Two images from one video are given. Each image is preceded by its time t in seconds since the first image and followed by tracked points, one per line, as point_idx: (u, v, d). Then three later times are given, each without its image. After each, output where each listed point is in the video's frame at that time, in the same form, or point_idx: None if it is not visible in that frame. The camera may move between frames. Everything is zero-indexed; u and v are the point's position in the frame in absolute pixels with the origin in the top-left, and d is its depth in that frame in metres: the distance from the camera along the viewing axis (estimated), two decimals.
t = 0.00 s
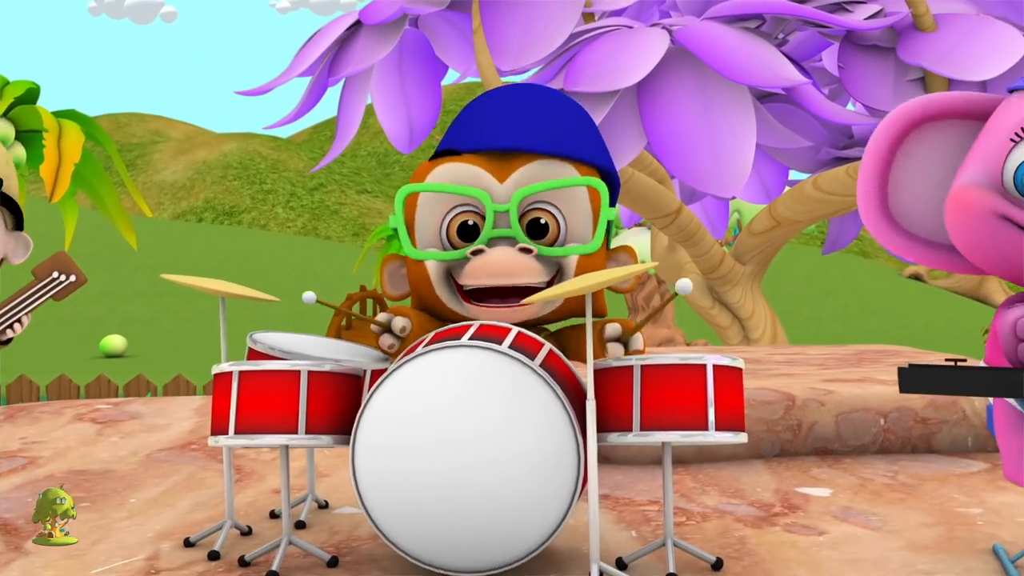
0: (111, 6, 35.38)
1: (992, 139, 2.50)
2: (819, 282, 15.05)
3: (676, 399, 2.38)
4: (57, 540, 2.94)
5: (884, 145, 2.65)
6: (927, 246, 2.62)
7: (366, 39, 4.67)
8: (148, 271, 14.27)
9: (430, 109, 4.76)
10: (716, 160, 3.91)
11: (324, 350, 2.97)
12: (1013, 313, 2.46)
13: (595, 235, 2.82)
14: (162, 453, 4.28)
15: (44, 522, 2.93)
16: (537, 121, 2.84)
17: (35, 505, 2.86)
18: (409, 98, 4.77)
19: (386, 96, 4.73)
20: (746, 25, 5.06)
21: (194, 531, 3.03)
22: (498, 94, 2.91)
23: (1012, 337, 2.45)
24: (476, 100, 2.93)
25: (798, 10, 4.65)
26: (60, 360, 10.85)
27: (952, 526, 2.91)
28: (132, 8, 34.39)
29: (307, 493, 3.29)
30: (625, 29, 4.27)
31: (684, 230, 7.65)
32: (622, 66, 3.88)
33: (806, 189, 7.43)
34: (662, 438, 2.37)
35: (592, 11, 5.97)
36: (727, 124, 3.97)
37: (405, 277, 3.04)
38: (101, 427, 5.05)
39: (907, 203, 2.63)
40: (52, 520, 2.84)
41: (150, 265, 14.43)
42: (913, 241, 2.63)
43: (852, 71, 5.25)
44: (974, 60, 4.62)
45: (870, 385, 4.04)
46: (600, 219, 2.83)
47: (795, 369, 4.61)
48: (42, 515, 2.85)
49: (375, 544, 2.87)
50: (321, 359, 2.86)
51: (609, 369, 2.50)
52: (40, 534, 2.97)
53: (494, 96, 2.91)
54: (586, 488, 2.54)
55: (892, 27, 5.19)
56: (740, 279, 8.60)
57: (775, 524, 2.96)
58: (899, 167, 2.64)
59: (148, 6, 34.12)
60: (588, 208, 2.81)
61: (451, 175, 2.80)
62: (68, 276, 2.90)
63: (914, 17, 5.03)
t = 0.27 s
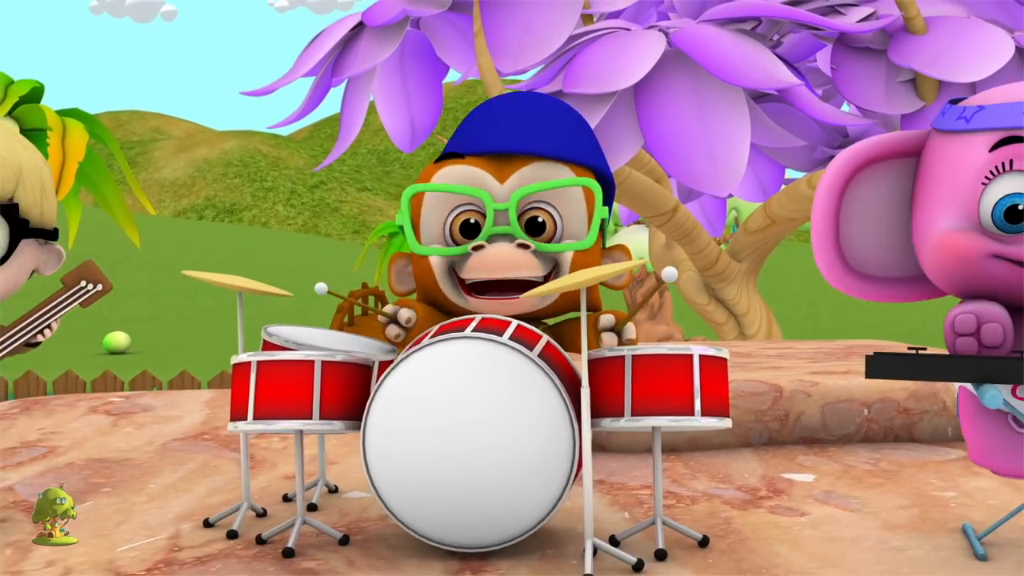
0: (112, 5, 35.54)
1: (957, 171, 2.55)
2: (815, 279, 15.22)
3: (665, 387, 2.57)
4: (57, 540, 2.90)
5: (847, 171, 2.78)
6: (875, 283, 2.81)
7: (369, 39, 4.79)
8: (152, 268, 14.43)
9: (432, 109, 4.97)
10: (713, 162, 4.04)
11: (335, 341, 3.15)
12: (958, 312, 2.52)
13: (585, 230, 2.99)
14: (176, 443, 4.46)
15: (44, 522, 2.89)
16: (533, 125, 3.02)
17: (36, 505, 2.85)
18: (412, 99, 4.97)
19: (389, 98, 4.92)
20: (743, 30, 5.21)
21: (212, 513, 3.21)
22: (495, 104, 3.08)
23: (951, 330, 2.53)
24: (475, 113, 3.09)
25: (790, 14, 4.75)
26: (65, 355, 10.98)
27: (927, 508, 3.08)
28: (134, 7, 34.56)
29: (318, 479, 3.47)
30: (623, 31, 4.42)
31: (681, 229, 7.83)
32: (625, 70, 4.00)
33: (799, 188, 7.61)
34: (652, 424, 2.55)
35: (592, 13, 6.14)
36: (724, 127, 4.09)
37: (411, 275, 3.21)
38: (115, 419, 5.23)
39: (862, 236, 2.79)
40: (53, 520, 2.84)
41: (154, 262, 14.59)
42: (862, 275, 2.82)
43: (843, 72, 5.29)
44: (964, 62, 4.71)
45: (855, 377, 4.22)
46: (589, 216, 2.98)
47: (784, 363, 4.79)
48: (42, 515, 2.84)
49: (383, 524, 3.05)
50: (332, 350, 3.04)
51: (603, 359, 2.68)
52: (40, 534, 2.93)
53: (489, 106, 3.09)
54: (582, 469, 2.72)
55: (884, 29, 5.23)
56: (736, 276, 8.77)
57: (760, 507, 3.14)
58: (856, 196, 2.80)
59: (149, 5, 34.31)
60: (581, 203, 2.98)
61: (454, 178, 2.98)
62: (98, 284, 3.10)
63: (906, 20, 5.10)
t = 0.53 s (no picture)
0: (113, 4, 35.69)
1: (934, 172, 2.63)
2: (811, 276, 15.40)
3: (655, 375, 2.75)
4: (57, 540, 2.91)
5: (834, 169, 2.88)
6: (851, 270, 2.94)
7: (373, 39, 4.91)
8: (155, 266, 14.59)
9: (433, 108, 5.14)
10: (707, 159, 4.13)
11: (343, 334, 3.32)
12: (928, 305, 2.65)
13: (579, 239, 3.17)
14: (190, 433, 4.65)
15: (43, 522, 2.90)
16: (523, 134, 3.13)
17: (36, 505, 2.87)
18: (414, 98, 5.12)
19: (392, 97, 5.06)
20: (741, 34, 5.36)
21: (229, 497, 3.39)
22: (480, 103, 3.18)
23: (922, 323, 2.66)
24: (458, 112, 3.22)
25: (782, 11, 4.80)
26: (71, 352, 11.13)
27: (903, 491, 3.27)
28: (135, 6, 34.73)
29: (328, 465, 3.65)
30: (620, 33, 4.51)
31: (678, 227, 7.99)
32: (620, 72, 4.10)
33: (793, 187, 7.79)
34: (642, 410, 2.73)
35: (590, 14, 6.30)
36: (717, 126, 4.17)
37: (411, 273, 3.39)
38: (128, 411, 5.41)
39: (845, 227, 2.91)
40: (53, 520, 2.86)
41: (157, 259, 14.75)
42: (839, 262, 2.94)
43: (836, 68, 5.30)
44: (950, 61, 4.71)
45: (841, 370, 4.40)
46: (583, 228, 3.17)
47: (774, 356, 4.97)
48: (42, 515, 2.86)
49: (391, 507, 3.24)
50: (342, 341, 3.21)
51: (597, 350, 2.86)
52: (41, 535, 2.94)
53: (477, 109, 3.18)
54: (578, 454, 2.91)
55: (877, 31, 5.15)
56: (732, 273, 8.95)
57: (746, 491, 3.32)
58: (838, 191, 2.90)
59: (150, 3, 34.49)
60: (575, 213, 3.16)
61: (450, 195, 3.12)
62: (120, 263, 3.18)
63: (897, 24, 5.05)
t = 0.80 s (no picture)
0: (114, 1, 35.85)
1: (915, 167, 2.75)
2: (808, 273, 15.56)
3: (647, 367, 2.90)
4: (57, 540, 2.87)
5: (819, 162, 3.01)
6: (833, 259, 3.05)
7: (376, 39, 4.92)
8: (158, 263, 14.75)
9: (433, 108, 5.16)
10: (703, 159, 4.00)
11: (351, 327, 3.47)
12: (906, 298, 2.78)
13: (572, 242, 3.32)
14: (200, 425, 4.80)
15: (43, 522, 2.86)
16: (514, 148, 3.28)
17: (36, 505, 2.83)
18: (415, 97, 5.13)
19: (393, 97, 5.07)
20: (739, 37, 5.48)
21: (241, 483, 3.55)
22: (474, 108, 3.34)
23: (899, 316, 2.78)
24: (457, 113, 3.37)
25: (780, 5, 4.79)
26: (75, 348, 11.29)
27: (884, 478, 3.43)
28: (136, 4, 34.92)
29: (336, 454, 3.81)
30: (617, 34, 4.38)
31: (675, 225, 8.15)
32: (613, 72, 3.98)
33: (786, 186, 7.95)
34: (635, 400, 2.89)
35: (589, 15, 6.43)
36: (714, 127, 4.03)
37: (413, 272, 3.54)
38: (139, 404, 5.57)
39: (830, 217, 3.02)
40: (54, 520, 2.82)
41: (160, 257, 14.91)
42: (824, 249, 3.05)
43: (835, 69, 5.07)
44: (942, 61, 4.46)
45: (829, 363, 4.55)
46: (577, 229, 3.32)
47: (766, 351, 5.12)
48: (42, 515, 2.83)
49: (397, 492, 3.40)
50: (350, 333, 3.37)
51: (592, 344, 3.02)
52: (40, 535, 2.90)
53: (473, 115, 3.34)
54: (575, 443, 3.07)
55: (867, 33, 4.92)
56: (729, 271, 9.10)
57: (736, 478, 3.48)
58: (825, 181, 3.02)
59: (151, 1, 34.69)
60: (567, 218, 3.31)
61: (447, 207, 3.26)
62: (140, 279, 3.32)
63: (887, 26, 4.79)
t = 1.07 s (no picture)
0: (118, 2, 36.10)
1: (877, 155, 2.93)
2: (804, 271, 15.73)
3: (639, 357, 3.08)
4: (57, 540, 2.85)
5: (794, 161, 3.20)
6: (815, 252, 3.20)
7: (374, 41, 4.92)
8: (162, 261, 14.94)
9: (434, 107, 5.20)
10: (698, 157, 4.01)
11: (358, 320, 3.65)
12: (881, 284, 2.91)
13: (574, 226, 3.49)
14: (212, 416, 4.99)
15: (43, 521, 2.83)
16: (529, 133, 3.51)
17: (35, 505, 2.78)
18: (416, 98, 5.15)
19: (394, 96, 5.11)
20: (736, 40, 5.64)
21: (255, 469, 3.74)
22: (491, 122, 3.58)
23: (874, 301, 2.91)
24: (476, 127, 3.60)
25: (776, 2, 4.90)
26: (81, 344, 11.48)
27: (866, 464, 3.61)
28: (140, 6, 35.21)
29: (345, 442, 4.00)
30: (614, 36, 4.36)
31: (672, 222, 8.33)
32: (608, 73, 4.00)
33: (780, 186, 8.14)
34: (628, 387, 3.07)
35: (587, 17, 6.61)
36: (709, 127, 4.04)
37: (423, 265, 3.72)
38: (152, 397, 5.76)
39: (806, 213, 3.19)
40: (54, 520, 2.78)
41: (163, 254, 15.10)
42: (804, 242, 3.21)
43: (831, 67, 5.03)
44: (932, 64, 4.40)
45: (817, 356, 4.73)
46: (579, 217, 3.50)
47: (757, 345, 5.30)
48: (42, 515, 2.78)
49: (403, 477, 3.59)
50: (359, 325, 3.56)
51: (587, 335, 3.20)
52: (40, 534, 2.87)
53: (488, 123, 3.58)
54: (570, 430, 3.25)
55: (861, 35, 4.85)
56: (724, 268, 9.29)
57: (724, 464, 3.66)
58: (804, 179, 3.21)
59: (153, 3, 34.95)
60: (572, 201, 3.49)
61: (463, 180, 3.47)
62: (157, 261, 3.47)
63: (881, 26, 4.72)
